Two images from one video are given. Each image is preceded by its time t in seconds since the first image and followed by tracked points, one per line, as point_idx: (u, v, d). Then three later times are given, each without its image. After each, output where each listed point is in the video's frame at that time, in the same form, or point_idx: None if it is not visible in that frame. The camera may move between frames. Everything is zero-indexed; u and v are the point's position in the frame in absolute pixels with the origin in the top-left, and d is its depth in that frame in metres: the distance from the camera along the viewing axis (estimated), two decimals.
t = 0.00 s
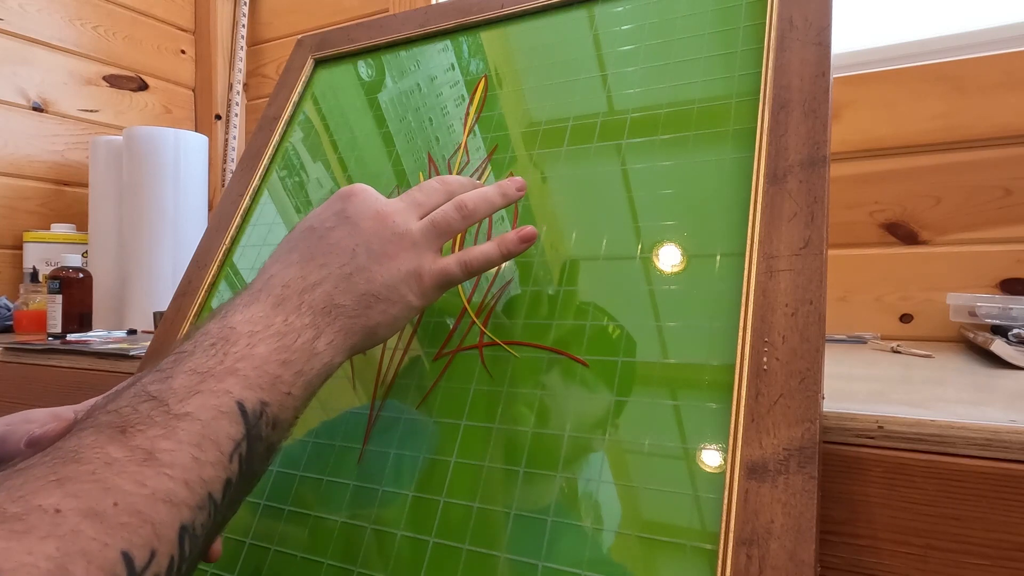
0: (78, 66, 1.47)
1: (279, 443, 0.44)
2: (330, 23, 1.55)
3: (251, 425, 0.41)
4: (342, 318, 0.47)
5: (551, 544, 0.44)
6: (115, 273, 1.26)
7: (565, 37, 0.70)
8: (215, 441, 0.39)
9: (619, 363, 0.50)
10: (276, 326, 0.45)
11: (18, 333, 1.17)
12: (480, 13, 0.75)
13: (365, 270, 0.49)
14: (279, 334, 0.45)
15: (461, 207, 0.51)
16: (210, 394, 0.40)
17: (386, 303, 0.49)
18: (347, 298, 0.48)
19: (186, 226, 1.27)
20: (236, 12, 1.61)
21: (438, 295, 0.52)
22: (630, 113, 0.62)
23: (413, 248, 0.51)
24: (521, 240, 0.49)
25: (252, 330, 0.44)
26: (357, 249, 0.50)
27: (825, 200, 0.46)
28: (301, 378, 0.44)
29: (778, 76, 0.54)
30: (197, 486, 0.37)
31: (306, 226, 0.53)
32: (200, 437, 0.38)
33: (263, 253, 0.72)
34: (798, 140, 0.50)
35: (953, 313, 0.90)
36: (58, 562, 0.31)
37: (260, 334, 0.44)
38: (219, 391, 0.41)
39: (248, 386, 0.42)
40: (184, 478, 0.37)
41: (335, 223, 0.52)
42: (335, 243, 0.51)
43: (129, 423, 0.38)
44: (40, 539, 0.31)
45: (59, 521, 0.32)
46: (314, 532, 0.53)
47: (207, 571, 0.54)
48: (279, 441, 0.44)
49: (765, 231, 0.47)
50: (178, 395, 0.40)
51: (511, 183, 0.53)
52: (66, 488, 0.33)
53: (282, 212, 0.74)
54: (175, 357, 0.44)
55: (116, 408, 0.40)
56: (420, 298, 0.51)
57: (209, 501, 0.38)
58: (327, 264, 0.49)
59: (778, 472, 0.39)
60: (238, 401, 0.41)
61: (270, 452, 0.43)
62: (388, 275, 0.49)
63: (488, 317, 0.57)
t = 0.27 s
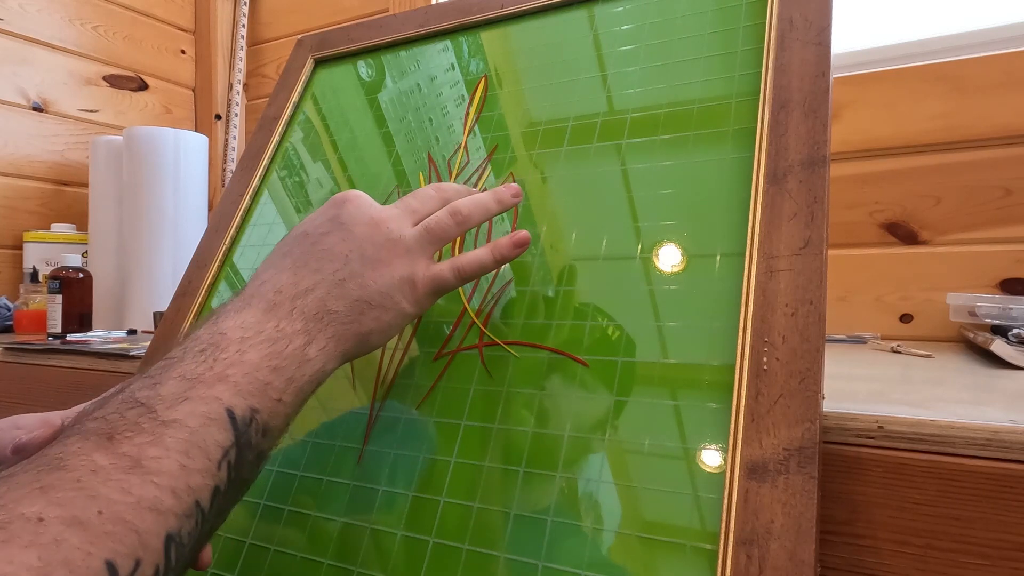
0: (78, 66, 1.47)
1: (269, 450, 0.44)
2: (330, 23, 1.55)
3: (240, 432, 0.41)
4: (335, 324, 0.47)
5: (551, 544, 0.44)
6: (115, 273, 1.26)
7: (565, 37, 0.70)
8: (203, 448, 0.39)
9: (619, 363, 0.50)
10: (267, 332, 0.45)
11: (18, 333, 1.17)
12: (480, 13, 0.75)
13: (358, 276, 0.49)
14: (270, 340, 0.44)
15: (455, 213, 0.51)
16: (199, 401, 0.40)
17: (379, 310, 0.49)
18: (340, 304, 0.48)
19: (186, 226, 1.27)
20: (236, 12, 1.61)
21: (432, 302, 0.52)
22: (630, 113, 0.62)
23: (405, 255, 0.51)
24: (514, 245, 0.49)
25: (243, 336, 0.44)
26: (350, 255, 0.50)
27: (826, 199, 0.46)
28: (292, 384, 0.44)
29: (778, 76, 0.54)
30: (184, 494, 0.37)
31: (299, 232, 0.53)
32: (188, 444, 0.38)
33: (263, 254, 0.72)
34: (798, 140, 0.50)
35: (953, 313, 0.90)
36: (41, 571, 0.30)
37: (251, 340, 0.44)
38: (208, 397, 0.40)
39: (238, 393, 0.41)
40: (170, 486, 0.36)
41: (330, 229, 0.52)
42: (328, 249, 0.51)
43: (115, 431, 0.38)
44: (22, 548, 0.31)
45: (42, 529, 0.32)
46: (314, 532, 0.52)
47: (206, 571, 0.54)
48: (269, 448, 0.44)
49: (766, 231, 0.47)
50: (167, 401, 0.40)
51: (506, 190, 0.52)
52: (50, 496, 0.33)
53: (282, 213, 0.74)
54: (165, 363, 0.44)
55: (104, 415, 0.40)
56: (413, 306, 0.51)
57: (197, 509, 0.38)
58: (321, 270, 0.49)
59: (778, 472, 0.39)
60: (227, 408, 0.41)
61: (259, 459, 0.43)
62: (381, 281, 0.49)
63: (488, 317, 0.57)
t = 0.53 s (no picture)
0: (78, 67, 1.47)
1: (257, 457, 0.44)
2: (330, 23, 1.55)
3: (226, 439, 0.41)
4: (325, 330, 0.47)
5: (551, 544, 0.44)
6: (115, 273, 1.26)
7: (565, 37, 0.71)
8: (187, 454, 0.39)
9: (619, 363, 0.50)
10: (255, 337, 0.45)
11: (18, 333, 1.17)
12: (479, 13, 0.76)
13: (348, 282, 0.49)
14: (258, 345, 0.44)
15: (446, 219, 0.50)
16: (184, 407, 0.40)
17: (369, 316, 0.48)
18: (330, 310, 0.48)
19: (186, 226, 1.27)
20: (236, 12, 1.61)
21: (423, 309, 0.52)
22: (630, 113, 0.62)
23: (397, 260, 0.50)
24: (506, 250, 0.48)
25: (230, 341, 0.44)
26: (341, 261, 0.50)
27: (825, 200, 0.46)
28: (279, 391, 0.44)
29: (778, 77, 0.54)
30: (166, 501, 0.37)
31: (290, 238, 0.53)
32: (172, 450, 0.38)
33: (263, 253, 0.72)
34: (798, 140, 0.50)
35: (953, 313, 0.90)
36: None
37: (238, 346, 0.44)
38: (193, 403, 0.40)
39: (224, 399, 0.41)
40: (153, 493, 0.36)
41: (321, 235, 0.52)
42: (319, 255, 0.50)
43: (98, 436, 0.37)
44: None
45: (18, 537, 0.31)
46: (314, 531, 0.52)
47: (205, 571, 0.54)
48: (256, 455, 0.43)
49: (766, 231, 0.47)
50: (151, 407, 0.40)
51: (500, 196, 0.51)
52: (28, 503, 0.33)
53: (282, 213, 0.74)
54: (150, 369, 0.44)
55: (87, 421, 0.39)
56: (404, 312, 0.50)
57: (180, 517, 0.37)
58: (311, 275, 0.49)
59: (778, 472, 0.39)
60: (213, 414, 0.40)
61: (247, 466, 0.43)
62: (372, 286, 0.49)
63: (489, 317, 0.57)
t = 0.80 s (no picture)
0: (79, 67, 1.47)
1: (242, 465, 0.44)
2: (330, 23, 1.55)
3: (209, 446, 0.41)
4: (312, 336, 0.47)
5: (551, 544, 0.44)
6: (114, 273, 1.26)
7: (565, 37, 0.71)
8: (168, 461, 0.39)
9: (620, 363, 0.50)
10: (241, 343, 0.44)
11: (18, 333, 1.17)
12: (479, 13, 0.76)
13: (338, 288, 0.48)
14: (244, 351, 0.44)
15: (437, 226, 0.49)
16: (166, 413, 0.40)
17: (358, 322, 0.48)
18: (318, 316, 0.47)
19: (186, 226, 1.27)
20: (236, 12, 1.61)
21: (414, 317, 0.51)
22: (630, 113, 0.62)
23: (387, 266, 0.49)
24: (496, 258, 0.47)
25: (215, 347, 0.44)
26: (331, 267, 0.50)
27: (826, 199, 0.46)
28: (264, 397, 0.44)
29: (778, 76, 0.54)
30: (146, 509, 0.37)
31: (281, 244, 0.53)
32: (153, 457, 0.38)
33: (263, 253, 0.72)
34: (798, 140, 0.50)
35: (953, 313, 0.90)
36: None
37: (223, 352, 0.44)
38: (176, 410, 0.40)
39: (207, 406, 0.41)
40: (132, 501, 0.36)
41: (310, 241, 0.52)
42: (308, 260, 0.50)
43: (78, 443, 0.38)
44: None
45: None
46: (314, 531, 0.52)
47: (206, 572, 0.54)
48: (241, 463, 0.43)
49: (766, 231, 0.47)
50: (133, 413, 0.40)
51: (493, 203, 0.50)
52: (6, 510, 0.33)
53: (282, 213, 0.74)
54: (133, 375, 0.44)
55: (68, 427, 0.39)
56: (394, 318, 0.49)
57: (160, 525, 0.37)
58: (299, 281, 0.49)
59: (778, 472, 0.39)
60: (196, 421, 0.40)
61: (231, 474, 0.43)
62: (361, 293, 0.48)
63: (489, 317, 0.57)
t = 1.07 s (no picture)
0: (79, 67, 1.47)
1: (231, 471, 0.44)
2: (330, 23, 1.55)
3: (197, 452, 0.41)
4: (303, 342, 0.46)
5: (551, 544, 0.44)
6: (114, 273, 1.26)
7: (565, 37, 0.71)
8: (154, 467, 0.39)
9: (619, 363, 0.50)
10: (231, 348, 0.45)
11: (19, 333, 1.17)
12: (479, 13, 0.76)
13: (330, 293, 0.48)
14: (233, 356, 0.44)
15: (431, 232, 0.49)
16: (153, 419, 0.40)
17: (350, 328, 0.48)
18: (309, 322, 0.47)
19: (186, 226, 1.27)
20: (236, 12, 1.61)
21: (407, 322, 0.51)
22: (630, 113, 0.62)
23: (380, 272, 0.49)
24: (489, 262, 0.47)
25: (204, 353, 0.44)
26: (324, 272, 0.49)
27: (825, 199, 0.46)
28: (254, 403, 0.43)
29: (778, 76, 0.54)
30: (130, 516, 0.37)
31: (273, 250, 0.53)
32: (138, 464, 0.38)
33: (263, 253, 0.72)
34: (798, 140, 0.50)
35: (953, 313, 0.90)
36: None
37: (212, 357, 0.44)
38: (163, 415, 0.40)
39: (195, 411, 0.41)
40: (116, 507, 0.36)
41: (303, 246, 0.52)
42: (300, 266, 0.50)
43: (62, 449, 0.37)
44: None
45: None
46: (314, 532, 0.52)
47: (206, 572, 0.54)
48: (230, 468, 0.43)
49: (765, 231, 0.47)
50: (119, 419, 0.40)
51: (487, 210, 0.50)
52: None
53: (282, 213, 0.74)
54: (121, 381, 0.44)
55: (54, 432, 0.39)
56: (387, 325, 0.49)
57: (144, 532, 0.37)
58: (291, 287, 0.48)
59: (778, 472, 0.39)
60: (184, 426, 0.40)
61: (218, 480, 0.43)
62: (353, 299, 0.48)
63: (489, 317, 0.57)
